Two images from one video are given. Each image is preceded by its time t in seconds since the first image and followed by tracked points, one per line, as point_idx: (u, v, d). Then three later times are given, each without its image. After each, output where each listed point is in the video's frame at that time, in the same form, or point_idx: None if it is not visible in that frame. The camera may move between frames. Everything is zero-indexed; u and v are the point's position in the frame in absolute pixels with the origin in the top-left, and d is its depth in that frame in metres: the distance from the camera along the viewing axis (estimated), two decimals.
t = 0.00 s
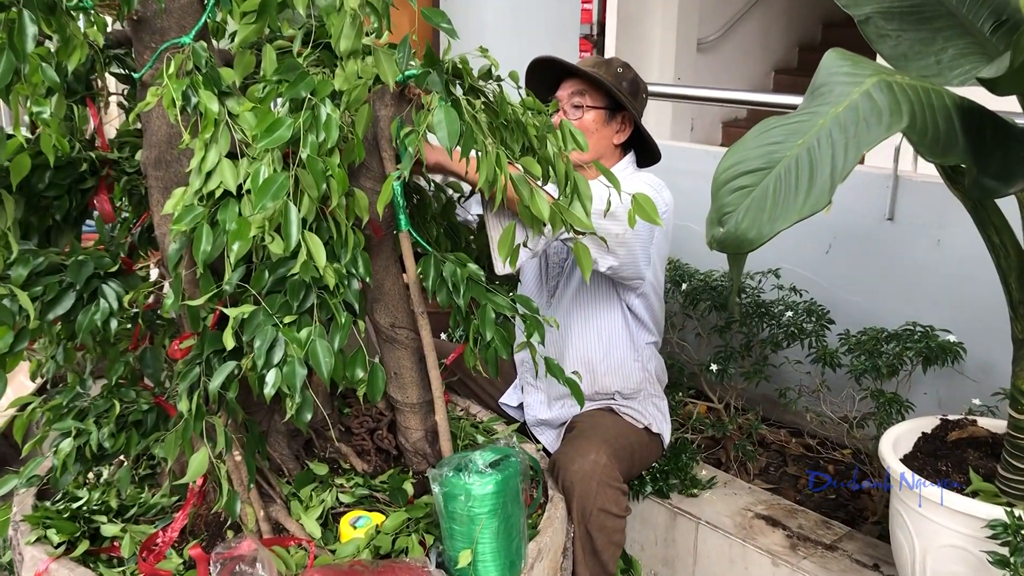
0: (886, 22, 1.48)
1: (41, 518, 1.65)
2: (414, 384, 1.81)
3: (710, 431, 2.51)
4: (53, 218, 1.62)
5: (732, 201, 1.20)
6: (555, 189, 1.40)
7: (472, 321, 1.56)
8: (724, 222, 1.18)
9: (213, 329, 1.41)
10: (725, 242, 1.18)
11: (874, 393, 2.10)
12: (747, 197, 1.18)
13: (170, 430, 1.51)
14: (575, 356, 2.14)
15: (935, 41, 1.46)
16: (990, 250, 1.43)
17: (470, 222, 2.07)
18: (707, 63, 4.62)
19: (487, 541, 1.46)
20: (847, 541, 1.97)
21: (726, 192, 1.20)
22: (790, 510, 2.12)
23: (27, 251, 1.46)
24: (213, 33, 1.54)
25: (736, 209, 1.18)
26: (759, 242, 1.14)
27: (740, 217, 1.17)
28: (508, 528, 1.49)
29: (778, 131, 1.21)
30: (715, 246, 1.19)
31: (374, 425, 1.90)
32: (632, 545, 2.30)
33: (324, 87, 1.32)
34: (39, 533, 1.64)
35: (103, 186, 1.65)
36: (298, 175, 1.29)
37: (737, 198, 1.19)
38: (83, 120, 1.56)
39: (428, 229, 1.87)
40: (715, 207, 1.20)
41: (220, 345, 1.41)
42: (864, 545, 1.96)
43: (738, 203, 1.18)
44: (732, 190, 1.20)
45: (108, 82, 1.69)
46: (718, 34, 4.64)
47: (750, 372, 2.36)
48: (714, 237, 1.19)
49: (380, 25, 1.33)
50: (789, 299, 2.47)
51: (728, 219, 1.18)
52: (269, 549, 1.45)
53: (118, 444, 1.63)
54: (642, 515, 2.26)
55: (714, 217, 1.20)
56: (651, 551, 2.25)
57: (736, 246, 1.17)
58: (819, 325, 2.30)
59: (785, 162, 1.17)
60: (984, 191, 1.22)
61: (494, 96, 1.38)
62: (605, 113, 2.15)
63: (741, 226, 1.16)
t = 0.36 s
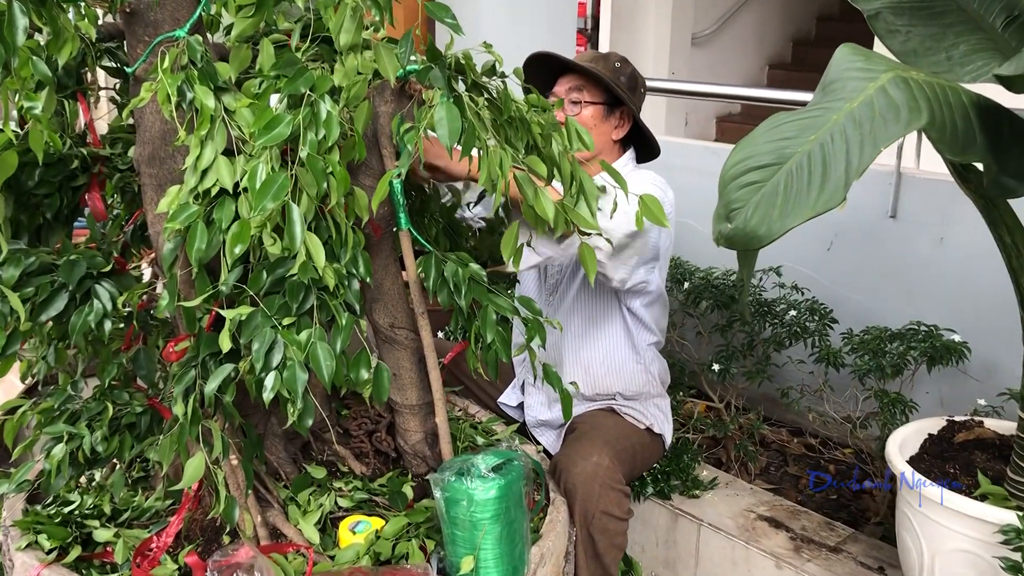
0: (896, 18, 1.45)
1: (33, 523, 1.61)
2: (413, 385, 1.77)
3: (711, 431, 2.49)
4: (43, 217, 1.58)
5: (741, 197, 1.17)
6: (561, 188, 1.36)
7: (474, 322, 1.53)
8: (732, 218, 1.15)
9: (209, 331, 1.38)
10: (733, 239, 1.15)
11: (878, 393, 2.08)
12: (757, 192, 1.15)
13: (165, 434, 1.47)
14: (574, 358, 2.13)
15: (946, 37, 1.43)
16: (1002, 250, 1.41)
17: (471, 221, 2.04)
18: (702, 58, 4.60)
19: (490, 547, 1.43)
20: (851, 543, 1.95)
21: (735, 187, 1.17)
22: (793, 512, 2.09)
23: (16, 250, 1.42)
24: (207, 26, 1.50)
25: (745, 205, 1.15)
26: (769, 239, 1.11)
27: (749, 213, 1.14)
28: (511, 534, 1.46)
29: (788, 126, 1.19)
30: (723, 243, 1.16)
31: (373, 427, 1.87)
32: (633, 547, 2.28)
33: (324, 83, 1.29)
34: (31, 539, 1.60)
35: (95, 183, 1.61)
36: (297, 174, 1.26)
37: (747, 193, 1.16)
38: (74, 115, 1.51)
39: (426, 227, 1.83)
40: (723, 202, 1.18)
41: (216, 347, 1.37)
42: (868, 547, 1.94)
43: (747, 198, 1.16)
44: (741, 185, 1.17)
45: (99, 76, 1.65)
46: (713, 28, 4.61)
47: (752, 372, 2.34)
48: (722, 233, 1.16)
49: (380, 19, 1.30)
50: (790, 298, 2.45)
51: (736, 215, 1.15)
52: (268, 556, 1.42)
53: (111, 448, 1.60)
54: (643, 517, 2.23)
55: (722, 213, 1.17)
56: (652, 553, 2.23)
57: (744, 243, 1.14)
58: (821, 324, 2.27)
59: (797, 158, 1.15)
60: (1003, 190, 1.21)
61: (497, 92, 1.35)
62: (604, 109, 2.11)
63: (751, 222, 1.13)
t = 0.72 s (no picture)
0: (907, 12, 1.41)
1: (22, 533, 1.55)
2: (414, 388, 1.74)
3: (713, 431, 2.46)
4: (31, 217, 1.53)
5: (754, 196, 1.13)
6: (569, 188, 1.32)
7: (478, 324, 1.49)
8: (747, 218, 1.12)
9: (206, 335, 1.33)
10: (748, 240, 1.11)
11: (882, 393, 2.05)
12: (772, 192, 1.12)
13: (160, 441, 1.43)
14: (578, 359, 2.14)
15: (958, 33, 1.40)
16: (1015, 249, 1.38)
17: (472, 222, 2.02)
18: (694, 52, 4.57)
19: (496, 555, 1.40)
20: (857, 546, 1.93)
21: (748, 186, 1.13)
22: (797, 513, 2.07)
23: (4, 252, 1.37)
24: (200, 19, 1.45)
25: (760, 205, 1.12)
26: (786, 241, 1.07)
27: (764, 213, 1.11)
28: (517, 541, 1.43)
29: (803, 123, 1.15)
30: (737, 244, 1.13)
31: (372, 431, 1.84)
32: (635, 549, 2.26)
33: (324, 78, 1.24)
34: (21, 549, 1.55)
35: (86, 182, 1.56)
36: (297, 172, 1.21)
37: (761, 193, 1.12)
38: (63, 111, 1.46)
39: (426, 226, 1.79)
40: (735, 202, 1.14)
41: (213, 351, 1.33)
42: (874, 550, 1.92)
43: (762, 198, 1.12)
44: (754, 184, 1.14)
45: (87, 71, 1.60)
46: (704, 23, 4.59)
47: (755, 372, 2.31)
48: (736, 234, 1.12)
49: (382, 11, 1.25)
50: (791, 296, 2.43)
51: (751, 215, 1.12)
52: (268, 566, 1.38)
53: (103, 455, 1.55)
54: (645, 519, 2.21)
55: (735, 213, 1.13)
56: (654, 556, 2.21)
57: (760, 244, 1.10)
58: (825, 323, 2.25)
59: (813, 157, 1.11)
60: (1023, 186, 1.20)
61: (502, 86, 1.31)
62: (603, 105, 2.06)
63: (766, 222, 1.10)
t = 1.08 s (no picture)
0: (916, 7, 1.38)
1: (7, 549, 1.48)
2: (412, 395, 1.69)
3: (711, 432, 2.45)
4: (15, 221, 1.47)
5: (768, 200, 1.10)
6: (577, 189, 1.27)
7: (481, 329, 1.45)
8: (761, 224, 1.09)
9: (200, 342, 1.28)
10: (763, 246, 1.08)
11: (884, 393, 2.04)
12: (786, 196, 1.09)
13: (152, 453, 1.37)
14: (577, 363, 2.12)
15: (968, 28, 1.36)
16: None
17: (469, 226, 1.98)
18: (679, 48, 4.57)
19: (500, 566, 1.36)
20: (861, 549, 1.91)
21: (762, 190, 1.10)
22: (799, 516, 2.05)
23: None
24: (190, 16, 1.40)
25: (775, 209, 1.09)
26: (803, 247, 1.05)
27: (779, 218, 1.08)
28: (522, 552, 1.39)
29: (816, 124, 1.12)
30: (751, 250, 1.10)
31: (369, 439, 1.79)
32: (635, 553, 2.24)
33: (322, 76, 1.20)
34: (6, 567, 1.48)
35: (72, 185, 1.50)
36: (294, 174, 1.17)
37: (775, 197, 1.09)
38: (48, 112, 1.40)
39: (423, 228, 1.75)
40: (748, 206, 1.11)
41: (207, 360, 1.28)
42: (878, 552, 1.90)
43: (776, 203, 1.09)
44: (768, 188, 1.10)
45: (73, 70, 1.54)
46: (689, 19, 4.57)
47: (754, 372, 2.29)
48: (750, 239, 1.10)
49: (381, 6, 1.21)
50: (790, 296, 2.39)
51: (765, 220, 1.09)
52: None
53: (93, 467, 1.49)
54: (646, 522, 2.19)
55: (749, 218, 1.10)
56: (654, 560, 2.19)
57: (775, 250, 1.07)
58: (825, 323, 2.23)
59: (828, 160, 1.08)
60: None
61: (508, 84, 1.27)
62: (603, 102, 2.03)
63: (781, 228, 1.07)
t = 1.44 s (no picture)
0: (920, 4, 1.36)
1: None
2: (408, 403, 1.65)
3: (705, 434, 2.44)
4: None
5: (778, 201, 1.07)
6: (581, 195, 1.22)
7: (482, 336, 1.42)
8: (771, 224, 1.06)
9: (192, 355, 1.23)
10: (774, 247, 1.05)
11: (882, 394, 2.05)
12: (798, 197, 1.06)
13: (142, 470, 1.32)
14: (572, 367, 2.09)
15: (974, 25, 1.34)
16: None
17: (463, 228, 1.94)
18: (658, 44, 4.57)
19: None
20: (861, 552, 1.90)
21: (771, 190, 1.07)
22: (798, 519, 2.04)
23: None
24: (175, 14, 1.35)
25: (786, 210, 1.06)
26: (816, 249, 1.01)
27: (790, 219, 1.05)
28: (525, 566, 1.35)
29: (828, 124, 1.09)
30: (761, 251, 1.07)
31: (363, 450, 1.78)
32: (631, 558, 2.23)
33: (317, 78, 1.15)
34: None
35: (52, 191, 1.43)
36: (292, 181, 1.13)
37: (786, 197, 1.06)
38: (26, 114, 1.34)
39: (417, 231, 1.72)
40: (757, 207, 1.08)
41: (200, 373, 1.23)
42: (879, 556, 1.89)
43: (787, 203, 1.06)
44: (778, 188, 1.07)
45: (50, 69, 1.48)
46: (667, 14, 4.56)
47: (750, 375, 2.28)
48: (759, 241, 1.07)
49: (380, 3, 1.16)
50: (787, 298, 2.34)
51: (775, 221, 1.06)
52: None
53: (78, 484, 1.43)
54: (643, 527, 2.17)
55: (759, 219, 1.07)
56: (652, 565, 2.17)
57: (786, 252, 1.04)
58: (821, 324, 2.21)
59: (842, 160, 1.05)
60: None
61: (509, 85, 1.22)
62: (602, 102, 2.00)
63: (793, 229, 1.04)
